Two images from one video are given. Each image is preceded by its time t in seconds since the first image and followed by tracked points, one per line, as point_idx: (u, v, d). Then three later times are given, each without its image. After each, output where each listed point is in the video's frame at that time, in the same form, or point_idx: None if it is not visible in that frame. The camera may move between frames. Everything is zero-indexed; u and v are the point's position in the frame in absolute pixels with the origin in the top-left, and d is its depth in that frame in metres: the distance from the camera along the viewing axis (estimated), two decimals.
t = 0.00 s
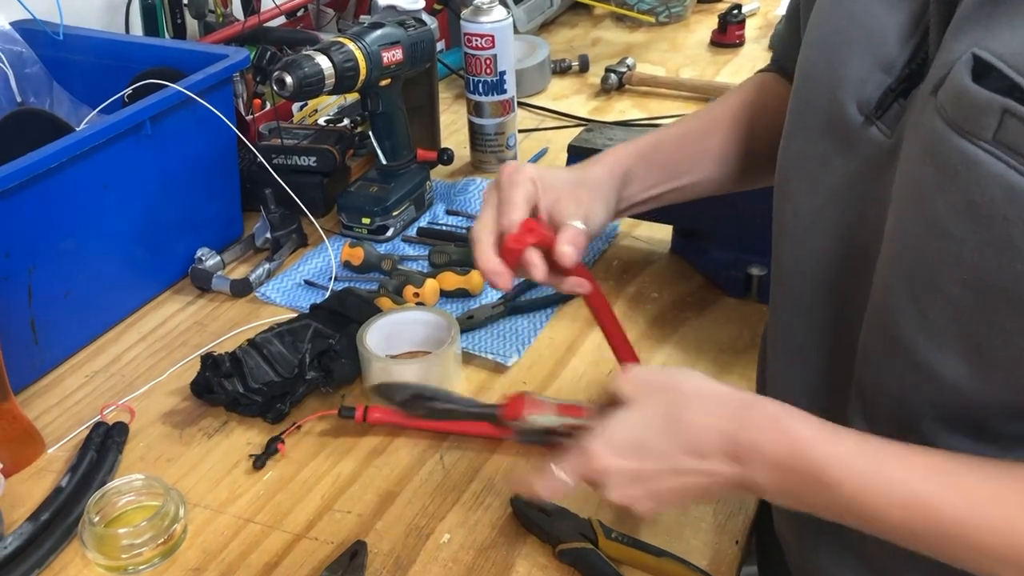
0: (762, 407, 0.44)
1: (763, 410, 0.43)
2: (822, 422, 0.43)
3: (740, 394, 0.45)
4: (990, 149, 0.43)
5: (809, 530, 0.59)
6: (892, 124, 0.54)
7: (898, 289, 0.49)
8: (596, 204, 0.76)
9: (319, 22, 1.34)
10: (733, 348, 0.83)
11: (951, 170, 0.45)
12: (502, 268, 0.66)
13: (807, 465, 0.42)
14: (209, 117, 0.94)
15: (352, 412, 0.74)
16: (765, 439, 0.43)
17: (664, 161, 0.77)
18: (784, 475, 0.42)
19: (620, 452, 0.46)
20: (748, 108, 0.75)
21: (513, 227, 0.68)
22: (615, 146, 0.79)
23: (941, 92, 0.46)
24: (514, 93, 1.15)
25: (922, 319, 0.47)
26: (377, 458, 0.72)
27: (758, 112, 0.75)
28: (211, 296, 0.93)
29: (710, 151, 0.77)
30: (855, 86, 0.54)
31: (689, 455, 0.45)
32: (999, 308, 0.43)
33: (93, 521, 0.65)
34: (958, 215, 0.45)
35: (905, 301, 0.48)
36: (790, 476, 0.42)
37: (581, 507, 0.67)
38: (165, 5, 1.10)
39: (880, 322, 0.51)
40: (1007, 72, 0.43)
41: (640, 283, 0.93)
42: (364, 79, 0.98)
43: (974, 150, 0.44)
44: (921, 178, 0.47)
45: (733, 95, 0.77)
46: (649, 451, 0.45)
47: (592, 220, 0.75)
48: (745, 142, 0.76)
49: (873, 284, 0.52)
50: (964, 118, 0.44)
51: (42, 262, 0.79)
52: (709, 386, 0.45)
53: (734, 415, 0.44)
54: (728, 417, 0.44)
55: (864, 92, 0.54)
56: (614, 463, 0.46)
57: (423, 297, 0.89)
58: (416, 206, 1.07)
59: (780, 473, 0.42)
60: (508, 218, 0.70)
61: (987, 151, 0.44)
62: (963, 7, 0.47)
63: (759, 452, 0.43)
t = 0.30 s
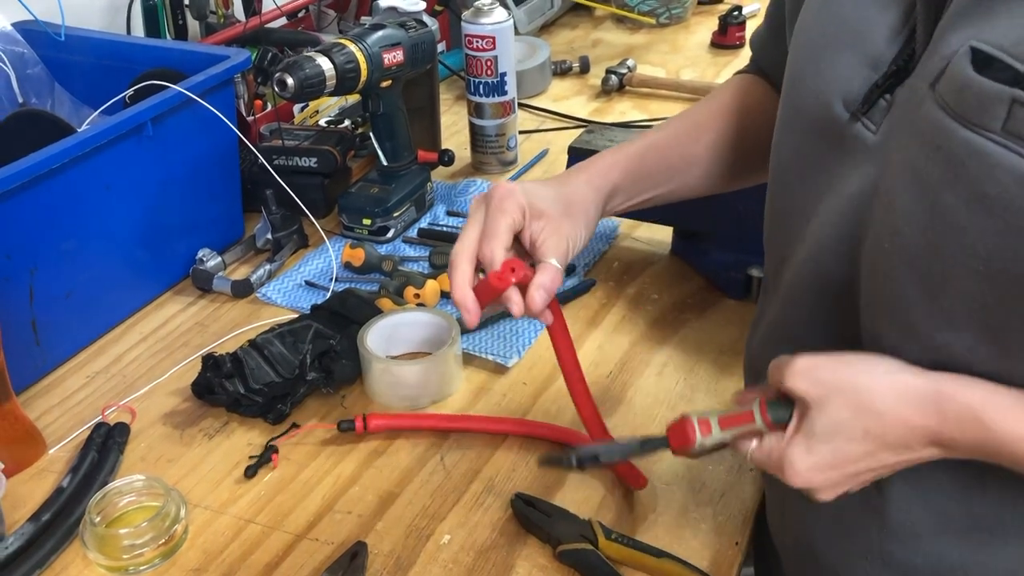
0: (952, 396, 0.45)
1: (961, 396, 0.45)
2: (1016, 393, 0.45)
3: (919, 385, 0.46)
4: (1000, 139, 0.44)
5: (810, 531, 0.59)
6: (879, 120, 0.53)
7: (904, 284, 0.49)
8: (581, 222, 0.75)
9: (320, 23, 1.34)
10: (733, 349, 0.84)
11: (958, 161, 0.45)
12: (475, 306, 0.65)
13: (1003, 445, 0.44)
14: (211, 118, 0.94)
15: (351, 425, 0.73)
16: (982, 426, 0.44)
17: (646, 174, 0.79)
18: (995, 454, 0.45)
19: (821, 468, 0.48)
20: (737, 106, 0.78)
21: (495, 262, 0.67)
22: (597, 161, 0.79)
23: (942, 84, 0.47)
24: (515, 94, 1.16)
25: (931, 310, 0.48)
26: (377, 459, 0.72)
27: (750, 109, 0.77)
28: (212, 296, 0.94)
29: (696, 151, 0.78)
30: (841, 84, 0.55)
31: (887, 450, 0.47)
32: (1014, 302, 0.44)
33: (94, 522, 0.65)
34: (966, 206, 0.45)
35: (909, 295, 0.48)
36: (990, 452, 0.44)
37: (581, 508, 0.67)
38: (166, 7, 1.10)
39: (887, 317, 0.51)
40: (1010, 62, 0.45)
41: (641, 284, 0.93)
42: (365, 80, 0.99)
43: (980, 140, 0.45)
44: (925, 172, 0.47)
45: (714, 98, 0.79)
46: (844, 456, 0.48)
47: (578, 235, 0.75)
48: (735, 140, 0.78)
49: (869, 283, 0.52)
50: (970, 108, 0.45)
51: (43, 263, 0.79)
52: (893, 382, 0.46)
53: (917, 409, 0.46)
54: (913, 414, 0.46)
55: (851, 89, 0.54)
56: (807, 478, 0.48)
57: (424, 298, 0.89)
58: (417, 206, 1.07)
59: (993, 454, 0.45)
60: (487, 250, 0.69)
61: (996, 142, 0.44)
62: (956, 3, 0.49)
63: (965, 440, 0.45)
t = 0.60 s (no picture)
0: (948, 353, 0.45)
1: (956, 355, 0.45)
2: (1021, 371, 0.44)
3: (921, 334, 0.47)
4: (1008, 139, 0.44)
5: (810, 531, 0.59)
6: (888, 125, 0.53)
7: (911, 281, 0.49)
8: (593, 229, 0.74)
9: (322, 25, 1.34)
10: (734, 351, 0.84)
11: (966, 162, 0.46)
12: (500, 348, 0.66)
13: (976, 409, 0.44)
14: (214, 120, 0.95)
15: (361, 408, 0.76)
16: (964, 387, 0.44)
17: (647, 174, 0.79)
18: (969, 421, 0.45)
19: (795, 393, 0.50)
20: (735, 114, 0.79)
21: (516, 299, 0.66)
22: (598, 168, 0.77)
23: (950, 85, 0.47)
24: (516, 97, 1.16)
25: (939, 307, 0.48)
26: (379, 460, 0.72)
27: (748, 116, 0.79)
28: (214, 298, 0.94)
29: (696, 158, 0.79)
30: (849, 89, 0.54)
31: (872, 398, 0.48)
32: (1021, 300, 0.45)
33: (96, 523, 0.65)
34: (974, 205, 0.46)
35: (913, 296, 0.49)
36: (967, 418, 0.45)
37: (582, 509, 0.67)
38: (169, 9, 1.10)
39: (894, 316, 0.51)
40: (1019, 63, 0.45)
41: (642, 286, 0.93)
42: (367, 82, 0.99)
43: (989, 140, 0.45)
44: (931, 171, 0.47)
45: (711, 106, 0.80)
46: (825, 390, 0.49)
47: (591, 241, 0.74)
48: (735, 146, 0.79)
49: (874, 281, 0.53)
50: (978, 109, 0.45)
51: (47, 264, 0.79)
52: (897, 326, 0.47)
53: (909, 359, 0.46)
54: (901, 361, 0.46)
55: (858, 95, 0.54)
56: (780, 400, 0.50)
57: (425, 299, 0.89)
58: (418, 208, 1.07)
59: (967, 421, 0.45)
60: (507, 288, 0.68)
61: (1004, 141, 0.45)
62: (964, 7, 0.49)
63: (943, 399, 0.45)
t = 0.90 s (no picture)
0: (962, 347, 0.46)
1: (972, 349, 0.45)
2: None
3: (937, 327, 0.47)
4: (1003, 145, 0.45)
5: (811, 532, 0.60)
6: (885, 128, 0.53)
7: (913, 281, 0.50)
8: (594, 220, 0.75)
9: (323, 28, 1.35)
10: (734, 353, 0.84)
11: (962, 169, 0.46)
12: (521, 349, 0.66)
13: (989, 403, 0.44)
14: (215, 123, 0.95)
15: (376, 434, 0.74)
16: (979, 381, 0.45)
17: (643, 164, 0.79)
18: (984, 416, 0.45)
19: (811, 380, 0.50)
20: (733, 113, 0.79)
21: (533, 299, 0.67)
22: (596, 161, 0.78)
23: (944, 90, 0.48)
24: (517, 99, 1.16)
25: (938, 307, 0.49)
26: (380, 462, 0.72)
27: (745, 114, 0.79)
28: (215, 300, 0.94)
29: (694, 154, 0.80)
30: (844, 93, 0.55)
31: (886, 389, 0.48)
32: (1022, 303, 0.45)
33: (98, 525, 0.65)
34: (971, 210, 0.46)
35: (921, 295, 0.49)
36: (982, 412, 0.45)
37: (583, 510, 0.67)
38: (171, 12, 1.11)
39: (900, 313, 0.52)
40: (1011, 69, 0.45)
41: (642, 288, 0.94)
42: (369, 85, 0.99)
43: (984, 146, 0.45)
44: (927, 176, 0.48)
45: (707, 104, 0.79)
46: (841, 379, 0.49)
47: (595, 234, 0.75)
48: (732, 142, 0.80)
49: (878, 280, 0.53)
50: (973, 115, 0.46)
51: (49, 267, 0.80)
52: (913, 319, 0.48)
53: (924, 352, 0.46)
54: (917, 355, 0.47)
55: (854, 98, 0.54)
56: (798, 387, 0.50)
57: (426, 301, 0.90)
58: (419, 211, 1.08)
59: (980, 415, 0.45)
60: (522, 290, 0.68)
61: (999, 148, 0.45)
62: (958, 11, 0.49)
63: (958, 393, 0.45)
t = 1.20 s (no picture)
0: (955, 336, 0.46)
1: (966, 337, 0.46)
2: None
3: (930, 316, 0.47)
4: (989, 143, 0.45)
5: (806, 532, 0.60)
6: (871, 126, 0.53)
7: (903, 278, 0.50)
8: (605, 230, 0.75)
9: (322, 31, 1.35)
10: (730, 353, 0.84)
11: (949, 167, 0.46)
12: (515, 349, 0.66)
13: (983, 391, 0.45)
14: (213, 126, 0.95)
15: (371, 431, 0.74)
16: (974, 369, 0.45)
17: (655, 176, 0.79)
18: (978, 403, 0.45)
19: (807, 373, 0.50)
20: (728, 115, 0.79)
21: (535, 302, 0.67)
22: (611, 170, 0.77)
23: (930, 88, 0.48)
24: (514, 101, 1.16)
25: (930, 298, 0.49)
26: (377, 463, 0.73)
27: (742, 116, 0.79)
28: (213, 302, 0.94)
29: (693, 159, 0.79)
30: (832, 92, 0.55)
31: (881, 380, 0.48)
32: (1013, 300, 0.46)
33: (97, 526, 0.66)
34: (958, 207, 0.46)
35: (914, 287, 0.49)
36: (977, 400, 0.45)
37: (579, 510, 0.67)
38: (169, 15, 1.11)
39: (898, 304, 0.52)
40: (997, 67, 0.46)
41: (639, 289, 0.94)
42: (365, 87, 1.00)
43: (970, 143, 0.46)
44: (914, 173, 0.48)
45: (704, 106, 0.79)
46: (836, 370, 0.49)
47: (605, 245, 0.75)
48: (726, 145, 0.80)
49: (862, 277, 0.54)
50: (959, 113, 0.46)
51: (47, 269, 0.80)
52: (906, 309, 0.48)
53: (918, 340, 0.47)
54: (912, 345, 0.47)
55: (842, 96, 0.54)
56: (795, 380, 0.50)
57: (424, 303, 0.90)
58: (417, 212, 1.08)
59: (974, 403, 0.45)
60: (527, 293, 0.68)
61: (985, 145, 0.45)
62: (943, 8, 0.49)
63: (952, 381, 0.46)
